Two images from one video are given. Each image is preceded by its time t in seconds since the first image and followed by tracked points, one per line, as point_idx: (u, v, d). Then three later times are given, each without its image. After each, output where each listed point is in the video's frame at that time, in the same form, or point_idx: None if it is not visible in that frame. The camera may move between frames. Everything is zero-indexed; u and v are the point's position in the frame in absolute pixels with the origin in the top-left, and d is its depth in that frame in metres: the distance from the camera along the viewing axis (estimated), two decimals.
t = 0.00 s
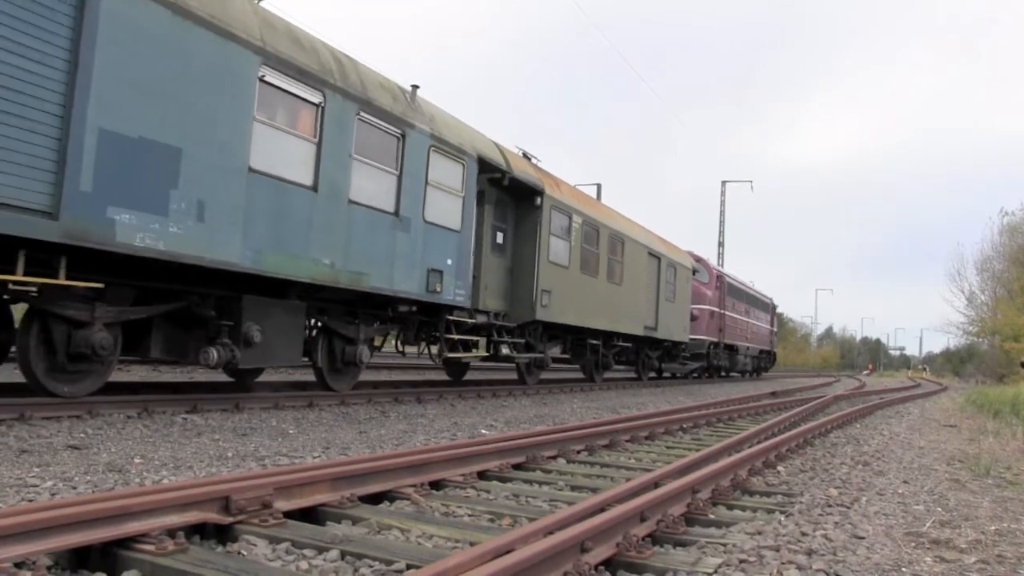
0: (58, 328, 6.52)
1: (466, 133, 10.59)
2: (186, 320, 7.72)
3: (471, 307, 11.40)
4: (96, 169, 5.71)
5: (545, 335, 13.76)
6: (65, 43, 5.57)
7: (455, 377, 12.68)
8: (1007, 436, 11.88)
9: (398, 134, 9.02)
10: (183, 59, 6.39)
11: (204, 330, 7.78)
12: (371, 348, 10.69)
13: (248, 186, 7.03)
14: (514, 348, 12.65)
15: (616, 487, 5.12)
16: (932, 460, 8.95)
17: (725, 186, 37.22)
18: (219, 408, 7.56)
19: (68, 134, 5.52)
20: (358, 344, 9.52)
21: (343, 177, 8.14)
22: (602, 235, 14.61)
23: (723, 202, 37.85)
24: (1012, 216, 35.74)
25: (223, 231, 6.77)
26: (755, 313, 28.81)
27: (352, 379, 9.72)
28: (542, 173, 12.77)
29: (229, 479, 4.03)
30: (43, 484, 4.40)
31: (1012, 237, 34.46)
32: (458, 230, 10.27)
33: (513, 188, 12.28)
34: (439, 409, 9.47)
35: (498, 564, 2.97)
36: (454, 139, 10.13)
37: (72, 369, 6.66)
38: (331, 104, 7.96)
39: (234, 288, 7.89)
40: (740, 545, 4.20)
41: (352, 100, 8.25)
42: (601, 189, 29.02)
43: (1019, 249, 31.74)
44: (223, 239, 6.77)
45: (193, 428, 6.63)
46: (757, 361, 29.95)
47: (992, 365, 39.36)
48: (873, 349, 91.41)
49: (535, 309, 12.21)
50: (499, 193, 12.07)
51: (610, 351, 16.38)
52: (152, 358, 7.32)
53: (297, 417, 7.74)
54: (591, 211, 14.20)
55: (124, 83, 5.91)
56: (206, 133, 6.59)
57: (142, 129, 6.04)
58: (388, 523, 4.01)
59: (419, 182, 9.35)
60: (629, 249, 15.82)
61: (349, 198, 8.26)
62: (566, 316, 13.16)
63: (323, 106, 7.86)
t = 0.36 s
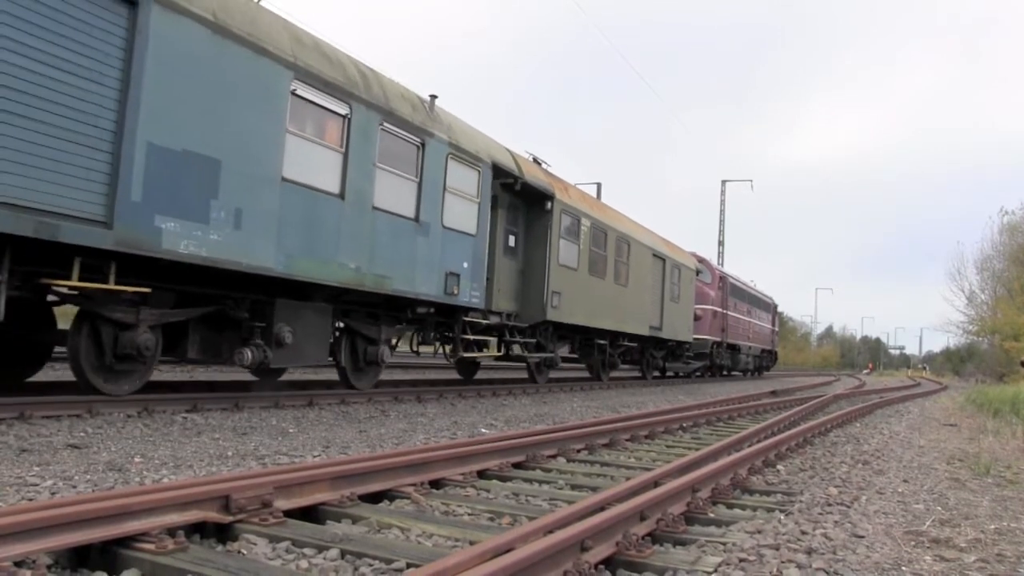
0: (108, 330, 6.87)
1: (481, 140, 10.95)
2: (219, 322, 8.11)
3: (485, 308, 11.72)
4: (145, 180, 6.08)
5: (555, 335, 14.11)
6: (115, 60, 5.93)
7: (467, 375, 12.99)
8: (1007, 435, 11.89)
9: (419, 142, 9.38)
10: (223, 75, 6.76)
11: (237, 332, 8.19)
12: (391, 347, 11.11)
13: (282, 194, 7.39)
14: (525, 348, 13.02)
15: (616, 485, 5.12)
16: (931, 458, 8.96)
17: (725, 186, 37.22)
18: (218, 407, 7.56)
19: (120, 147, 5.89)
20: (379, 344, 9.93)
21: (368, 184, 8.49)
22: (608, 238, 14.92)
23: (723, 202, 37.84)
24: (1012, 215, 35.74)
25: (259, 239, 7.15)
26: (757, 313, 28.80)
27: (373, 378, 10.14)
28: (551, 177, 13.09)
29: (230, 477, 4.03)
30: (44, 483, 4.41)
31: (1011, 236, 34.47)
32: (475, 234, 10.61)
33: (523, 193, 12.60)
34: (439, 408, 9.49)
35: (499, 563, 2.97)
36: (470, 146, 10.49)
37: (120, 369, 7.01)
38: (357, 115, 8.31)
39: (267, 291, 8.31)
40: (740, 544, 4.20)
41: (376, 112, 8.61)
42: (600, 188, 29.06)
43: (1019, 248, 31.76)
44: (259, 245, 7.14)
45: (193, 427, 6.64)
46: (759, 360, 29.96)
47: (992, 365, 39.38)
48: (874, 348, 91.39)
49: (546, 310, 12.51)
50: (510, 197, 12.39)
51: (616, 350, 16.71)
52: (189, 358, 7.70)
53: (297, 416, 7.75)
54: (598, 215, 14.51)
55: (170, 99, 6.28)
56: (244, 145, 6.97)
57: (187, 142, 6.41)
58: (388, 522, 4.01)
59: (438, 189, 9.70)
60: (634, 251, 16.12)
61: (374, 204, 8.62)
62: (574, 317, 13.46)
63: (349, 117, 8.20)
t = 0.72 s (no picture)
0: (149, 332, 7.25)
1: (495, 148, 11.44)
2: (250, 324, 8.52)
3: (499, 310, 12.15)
4: (189, 191, 6.54)
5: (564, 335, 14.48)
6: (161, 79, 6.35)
7: (478, 376, 13.19)
8: (1008, 434, 11.89)
9: (438, 151, 9.86)
10: (259, 92, 7.21)
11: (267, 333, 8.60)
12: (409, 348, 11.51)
13: (312, 204, 7.87)
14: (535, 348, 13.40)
15: (616, 485, 5.13)
16: (932, 458, 8.96)
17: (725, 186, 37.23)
18: (218, 406, 7.57)
19: (166, 161, 6.34)
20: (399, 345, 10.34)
21: (390, 192, 8.99)
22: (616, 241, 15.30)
23: (723, 202, 37.84)
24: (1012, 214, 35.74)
25: (291, 246, 7.63)
26: (759, 313, 28.80)
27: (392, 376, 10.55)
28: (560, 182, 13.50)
29: (231, 476, 4.03)
30: (44, 482, 4.41)
31: (1011, 236, 34.49)
32: (489, 239, 11.11)
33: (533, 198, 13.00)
34: (439, 407, 9.49)
35: (499, 562, 2.98)
36: (485, 154, 10.99)
37: (160, 370, 7.37)
38: (382, 127, 8.80)
39: (296, 294, 8.74)
40: (740, 543, 4.20)
41: (399, 122, 9.09)
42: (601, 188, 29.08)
43: (1019, 248, 31.80)
44: (291, 252, 7.62)
45: (193, 426, 6.64)
46: (761, 360, 29.97)
47: (993, 364, 39.40)
48: (874, 348, 91.44)
49: (556, 311, 12.86)
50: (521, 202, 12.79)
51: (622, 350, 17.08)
52: (222, 359, 8.09)
53: (297, 415, 7.76)
54: (606, 219, 14.88)
55: (212, 115, 6.73)
56: (277, 158, 7.43)
57: (226, 156, 6.87)
58: (388, 522, 4.01)
59: (455, 195, 10.19)
60: (641, 254, 16.45)
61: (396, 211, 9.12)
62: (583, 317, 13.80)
63: (374, 128, 8.68)
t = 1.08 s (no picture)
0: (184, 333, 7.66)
1: (508, 155, 11.87)
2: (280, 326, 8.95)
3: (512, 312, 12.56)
4: (228, 201, 7.00)
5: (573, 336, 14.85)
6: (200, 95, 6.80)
7: (490, 375, 13.49)
8: (1007, 434, 11.90)
9: (454, 158, 10.29)
10: (292, 106, 7.67)
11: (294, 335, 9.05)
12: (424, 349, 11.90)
13: (340, 211, 8.31)
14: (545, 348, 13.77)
15: (616, 484, 5.13)
16: (932, 457, 8.97)
17: (725, 185, 37.23)
18: (219, 406, 7.57)
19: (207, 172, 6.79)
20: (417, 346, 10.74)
21: (411, 199, 9.42)
22: (622, 243, 15.69)
23: (723, 201, 37.84)
24: (1012, 213, 35.74)
25: (321, 250, 8.08)
26: (760, 313, 28.80)
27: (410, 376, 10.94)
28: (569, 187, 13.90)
29: (231, 476, 4.04)
30: (43, 481, 4.41)
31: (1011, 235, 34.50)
32: (503, 242, 11.53)
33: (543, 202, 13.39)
34: (439, 407, 9.50)
35: (500, 561, 2.98)
36: (499, 160, 11.42)
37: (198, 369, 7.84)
38: (403, 136, 9.25)
39: (323, 297, 9.19)
40: (740, 543, 4.20)
41: (418, 131, 9.53)
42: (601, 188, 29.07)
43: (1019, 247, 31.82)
44: (321, 257, 8.06)
45: (193, 426, 6.64)
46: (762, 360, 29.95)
47: (993, 363, 39.39)
48: (874, 347, 91.46)
49: (566, 311, 13.24)
50: (532, 206, 13.18)
51: (628, 349, 17.41)
52: (253, 359, 8.51)
53: (297, 414, 7.76)
54: (613, 222, 15.27)
55: (249, 130, 7.19)
56: (308, 168, 7.88)
57: (262, 167, 7.33)
58: (388, 521, 4.00)
59: (470, 201, 10.62)
60: (645, 256, 16.81)
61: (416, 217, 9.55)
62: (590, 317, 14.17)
63: (395, 138, 9.13)
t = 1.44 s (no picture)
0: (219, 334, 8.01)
1: (521, 161, 12.20)
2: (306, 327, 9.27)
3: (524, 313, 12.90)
4: (263, 209, 7.33)
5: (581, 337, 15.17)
6: (238, 109, 7.16)
7: (499, 376, 13.72)
8: (1007, 433, 11.92)
9: (471, 165, 10.62)
10: (322, 118, 8.01)
11: (319, 336, 9.38)
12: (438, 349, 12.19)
13: (365, 218, 8.66)
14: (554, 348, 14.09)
15: (616, 484, 5.13)
16: (932, 457, 8.98)
17: (725, 185, 37.22)
18: (219, 405, 7.57)
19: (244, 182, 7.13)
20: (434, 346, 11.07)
21: (430, 206, 9.75)
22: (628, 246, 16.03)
23: (723, 201, 37.81)
24: (1012, 213, 35.76)
25: (347, 256, 8.43)
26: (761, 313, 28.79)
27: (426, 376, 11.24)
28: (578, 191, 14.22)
29: (231, 476, 4.04)
30: (44, 481, 4.42)
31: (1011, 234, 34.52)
32: (516, 246, 11.87)
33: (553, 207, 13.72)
34: (439, 406, 9.50)
35: (500, 560, 2.98)
36: (513, 167, 11.76)
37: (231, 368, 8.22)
38: (423, 145, 9.57)
39: (347, 300, 9.52)
40: (740, 542, 4.21)
41: (437, 140, 9.87)
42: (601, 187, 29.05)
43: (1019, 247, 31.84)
44: (347, 262, 8.41)
45: (193, 425, 6.65)
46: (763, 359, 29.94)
47: (993, 361, 39.39)
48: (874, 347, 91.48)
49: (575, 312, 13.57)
50: (543, 211, 13.51)
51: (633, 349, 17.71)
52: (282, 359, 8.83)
53: (297, 414, 7.77)
54: (620, 225, 15.60)
55: (282, 141, 7.54)
56: (336, 176, 8.22)
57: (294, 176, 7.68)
58: (389, 521, 4.01)
59: (485, 207, 10.95)
60: (651, 258, 17.12)
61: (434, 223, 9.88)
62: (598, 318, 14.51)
63: (415, 147, 9.45)
